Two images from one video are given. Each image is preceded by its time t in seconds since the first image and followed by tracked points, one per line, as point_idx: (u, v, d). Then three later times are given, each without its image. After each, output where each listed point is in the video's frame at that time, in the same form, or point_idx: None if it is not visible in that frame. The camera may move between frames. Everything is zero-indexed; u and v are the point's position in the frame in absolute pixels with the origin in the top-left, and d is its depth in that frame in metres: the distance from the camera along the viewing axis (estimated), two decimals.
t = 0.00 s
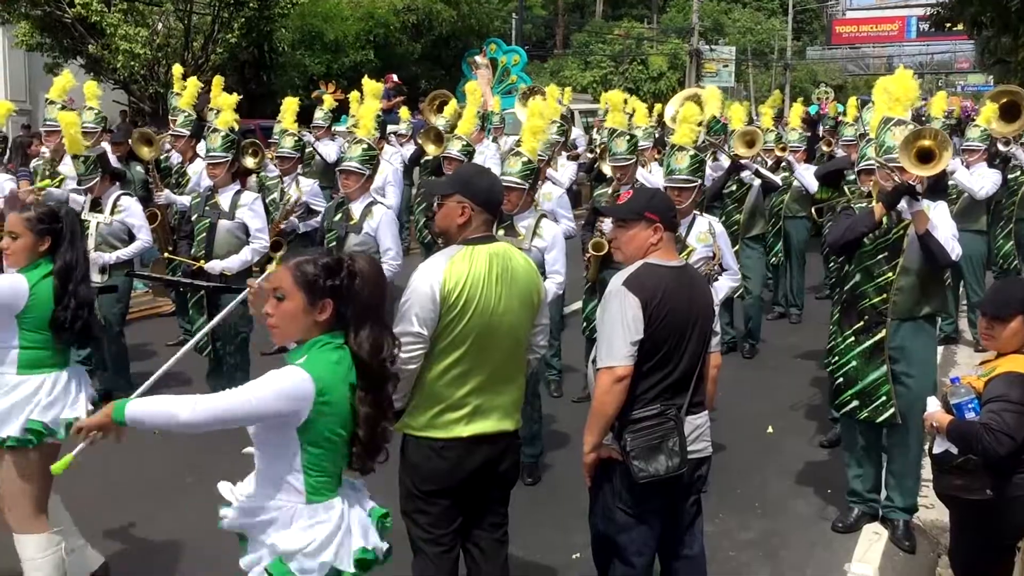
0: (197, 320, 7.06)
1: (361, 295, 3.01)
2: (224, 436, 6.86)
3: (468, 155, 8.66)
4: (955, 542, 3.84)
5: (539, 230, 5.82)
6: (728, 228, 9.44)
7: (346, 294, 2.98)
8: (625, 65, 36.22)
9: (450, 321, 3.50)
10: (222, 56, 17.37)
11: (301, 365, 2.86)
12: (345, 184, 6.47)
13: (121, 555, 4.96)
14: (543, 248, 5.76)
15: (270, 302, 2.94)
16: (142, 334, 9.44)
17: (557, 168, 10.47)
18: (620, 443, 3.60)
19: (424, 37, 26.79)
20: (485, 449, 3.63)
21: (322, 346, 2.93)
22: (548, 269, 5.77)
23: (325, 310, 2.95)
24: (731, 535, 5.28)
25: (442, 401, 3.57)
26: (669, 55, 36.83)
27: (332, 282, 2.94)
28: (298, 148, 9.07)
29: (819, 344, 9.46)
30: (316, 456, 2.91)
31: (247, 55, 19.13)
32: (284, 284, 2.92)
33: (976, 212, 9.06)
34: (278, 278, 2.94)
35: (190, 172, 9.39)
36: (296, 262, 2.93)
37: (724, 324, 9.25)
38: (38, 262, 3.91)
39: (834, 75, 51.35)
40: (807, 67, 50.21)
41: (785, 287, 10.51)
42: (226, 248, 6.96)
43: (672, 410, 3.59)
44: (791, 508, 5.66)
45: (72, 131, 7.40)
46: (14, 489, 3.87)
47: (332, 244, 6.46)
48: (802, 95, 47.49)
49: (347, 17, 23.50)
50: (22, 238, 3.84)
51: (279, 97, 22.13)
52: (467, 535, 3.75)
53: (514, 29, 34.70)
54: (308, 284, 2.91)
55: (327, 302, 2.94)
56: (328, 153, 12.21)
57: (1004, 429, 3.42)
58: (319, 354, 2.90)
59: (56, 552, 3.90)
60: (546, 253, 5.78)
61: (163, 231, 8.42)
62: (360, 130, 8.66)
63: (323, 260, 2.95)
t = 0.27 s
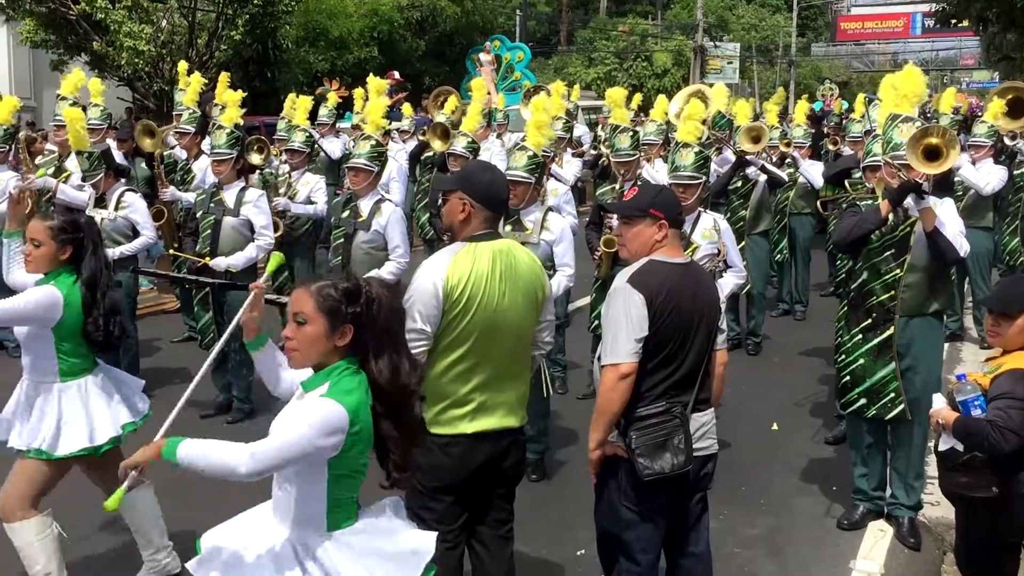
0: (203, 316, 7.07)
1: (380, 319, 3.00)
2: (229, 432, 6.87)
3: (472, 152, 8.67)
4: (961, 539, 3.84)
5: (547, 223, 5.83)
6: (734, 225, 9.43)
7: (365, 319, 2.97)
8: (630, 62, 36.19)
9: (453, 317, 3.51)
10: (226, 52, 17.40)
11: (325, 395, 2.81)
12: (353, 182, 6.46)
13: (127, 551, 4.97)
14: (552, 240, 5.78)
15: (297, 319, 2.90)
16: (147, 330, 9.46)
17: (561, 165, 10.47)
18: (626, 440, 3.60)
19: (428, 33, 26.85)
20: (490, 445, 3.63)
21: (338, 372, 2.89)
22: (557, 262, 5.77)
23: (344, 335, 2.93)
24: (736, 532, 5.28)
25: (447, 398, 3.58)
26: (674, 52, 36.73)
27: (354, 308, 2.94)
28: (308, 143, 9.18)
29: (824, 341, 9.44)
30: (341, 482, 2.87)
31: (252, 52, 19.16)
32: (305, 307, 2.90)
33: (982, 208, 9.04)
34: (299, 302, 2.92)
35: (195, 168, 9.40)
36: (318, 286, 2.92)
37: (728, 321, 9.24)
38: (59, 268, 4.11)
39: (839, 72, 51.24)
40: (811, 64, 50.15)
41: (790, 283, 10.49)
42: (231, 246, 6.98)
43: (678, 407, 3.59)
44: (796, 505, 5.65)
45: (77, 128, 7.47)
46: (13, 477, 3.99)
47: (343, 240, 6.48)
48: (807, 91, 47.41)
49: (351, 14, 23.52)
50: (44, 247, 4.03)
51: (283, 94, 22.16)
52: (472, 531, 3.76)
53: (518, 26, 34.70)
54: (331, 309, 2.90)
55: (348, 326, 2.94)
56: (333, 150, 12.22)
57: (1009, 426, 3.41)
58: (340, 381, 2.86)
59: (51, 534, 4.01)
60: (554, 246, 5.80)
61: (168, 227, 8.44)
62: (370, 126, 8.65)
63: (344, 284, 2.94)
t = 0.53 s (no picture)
0: (205, 312, 7.08)
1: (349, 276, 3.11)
2: (230, 428, 6.88)
3: (474, 147, 8.67)
4: (962, 535, 3.83)
5: (551, 220, 5.81)
6: (736, 221, 9.43)
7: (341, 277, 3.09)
8: (631, 58, 36.12)
9: (454, 313, 3.49)
10: (226, 48, 17.39)
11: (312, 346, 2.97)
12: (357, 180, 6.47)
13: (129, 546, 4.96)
14: (557, 236, 5.76)
15: (311, 292, 2.81)
16: (148, 326, 9.47)
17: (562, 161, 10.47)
18: (628, 436, 3.61)
19: (429, 29, 26.83)
20: (490, 441, 3.63)
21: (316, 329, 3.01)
22: (564, 258, 5.76)
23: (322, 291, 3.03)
24: (738, 528, 5.28)
25: (447, 393, 3.57)
26: (675, 48, 36.66)
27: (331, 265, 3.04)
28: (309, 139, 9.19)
29: (826, 337, 9.44)
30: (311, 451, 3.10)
31: (253, 48, 19.15)
32: (283, 259, 2.96)
33: (984, 204, 9.03)
34: (276, 254, 2.97)
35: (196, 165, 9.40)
36: (296, 240, 2.99)
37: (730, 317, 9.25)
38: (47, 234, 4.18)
39: (840, 68, 51.17)
40: (813, 60, 50.07)
41: (791, 280, 10.49)
42: (233, 242, 6.95)
43: (681, 403, 3.59)
44: (797, 501, 5.66)
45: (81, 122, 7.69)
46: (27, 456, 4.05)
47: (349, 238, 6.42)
48: (808, 88, 47.35)
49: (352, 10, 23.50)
50: (34, 211, 4.09)
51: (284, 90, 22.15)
52: (474, 526, 3.76)
53: (519, 22, 34.64)
54: (311, 262, 2.98)
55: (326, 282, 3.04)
56: (335, 146, 12.22)
57: (1011, 421, 3.41)
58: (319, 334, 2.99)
59: (79, 511, 4.05)
60: (560, 242, 5.79)
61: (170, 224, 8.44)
62: (361, 121, 8.48)
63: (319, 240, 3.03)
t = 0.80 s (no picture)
0: (203, 306, 7.09)
1: (308, 275, 3.31)
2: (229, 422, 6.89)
3: (472, 141, 8.67)
4: (960, 529, 3.84)
5: (548, 212, 5.85)
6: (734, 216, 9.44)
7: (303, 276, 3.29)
8: (629, 53, 36.07)
9: (460, 306, 3.49)
10: (224, 42, 17.37)
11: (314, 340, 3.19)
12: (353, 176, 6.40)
13: (127, 538, 4.97)
14: (553, 229, 5.79)
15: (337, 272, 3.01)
16: (147, 320, 9.47)
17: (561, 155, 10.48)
18: (626, 430, 3.62)
19: (427, 24, 26.80)
20: (490, 434, 3.64)
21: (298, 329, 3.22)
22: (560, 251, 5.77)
23: (290, 291, 3.21)
24: (736, 522, 5.29)
25: (449, 386, 3.57)
26: (673, 43, 36.58)
27: (292, 266, 3.23)
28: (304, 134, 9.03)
29: (823, 332, 9.46)
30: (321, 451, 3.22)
31: (251, 42, 19.13)
32: (249, 268, 3.12)
33: (981, 199, 9.04)
34: (241, 264, 3.13)
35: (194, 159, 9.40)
36: (256, 248, 3.16)
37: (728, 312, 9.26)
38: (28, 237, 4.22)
39: (838, 63, 51.11)
40: (811, 55, 50.01)
41: (790, 275, 10.50)
42: (231, 236, 6.98)
43: (679, 397, 3.60)
44: (795, 494, 5.67)
45: (83, 113, 7.71)
46: None
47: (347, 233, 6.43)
48: (806, 83, 47.29)
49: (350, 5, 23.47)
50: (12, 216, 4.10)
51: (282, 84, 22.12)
52: (472, 519, 3.77)
53: (517, 17, 34.59)
54: (275, 266, 3.16)
55: (292, 282, 3.22)
56: (333, 140, 12.22)
57: (1008, 415, 3.42)
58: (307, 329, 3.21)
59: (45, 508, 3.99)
60: (555, 235, 5.82)
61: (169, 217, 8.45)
62: (351, 116, 8.39)
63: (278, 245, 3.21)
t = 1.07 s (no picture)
0: (200, 299, 7.08)
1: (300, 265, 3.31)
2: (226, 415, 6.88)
3: (470, 135, 8.66)
4: (957, 524, 3.85)
5: (542, 210, 5.81)
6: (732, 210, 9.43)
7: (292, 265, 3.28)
8: (627, 47, 36.00)
9: (470, 299, 3.49)
10: (222, 35, 17.34)
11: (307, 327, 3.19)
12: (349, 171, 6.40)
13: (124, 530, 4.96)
14: (546, 226, 5.77)
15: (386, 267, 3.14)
16: (144, 313, 9.46)
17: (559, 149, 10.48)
18: (623, 423, 3.62)
19: (426, 18, 26.78)
20: (495, 427, 3.66)
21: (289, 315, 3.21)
22: (552, 248, 5.79)
23: (279, 280, 3.22)
24: (733, 516, 5.29)
25: (455, 380, 3.56)
26: (672, 38, 36.51)
27: (283, 255, 3.23)
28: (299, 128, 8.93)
29: (821, 327, 9.46)
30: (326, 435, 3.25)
31: (249, 35, 19.09)
32: (239, 255, 3.13)
33: (979, 194, 9.04)
34: (231, 251, 3.14)
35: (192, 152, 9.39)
36: (249, 234, 3.16)
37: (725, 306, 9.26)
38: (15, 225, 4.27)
39: (836, 59, 51.06)
40: (810, 50, 50.00)
41: (787, 269, 10.51)
42: (229, 228, 6.95)
43: (677, 390, 3.60)
44: (792, 489, 5.68)
45: (80, 103, 7.70)
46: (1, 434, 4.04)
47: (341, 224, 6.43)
48: (805, 79, 47.25)
49: None
50: None
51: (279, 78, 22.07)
52: (472, 513, 3.77)
53: (515, 11, 34.54)
54: (265, 254, 3.16)
55: (282, 271, 3.22)
56: (330, 134, 12.21)
57: (1006, 409, 3.42)
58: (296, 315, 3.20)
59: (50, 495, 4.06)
60: (549, 232, 5.79)
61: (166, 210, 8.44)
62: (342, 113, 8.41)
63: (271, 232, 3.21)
